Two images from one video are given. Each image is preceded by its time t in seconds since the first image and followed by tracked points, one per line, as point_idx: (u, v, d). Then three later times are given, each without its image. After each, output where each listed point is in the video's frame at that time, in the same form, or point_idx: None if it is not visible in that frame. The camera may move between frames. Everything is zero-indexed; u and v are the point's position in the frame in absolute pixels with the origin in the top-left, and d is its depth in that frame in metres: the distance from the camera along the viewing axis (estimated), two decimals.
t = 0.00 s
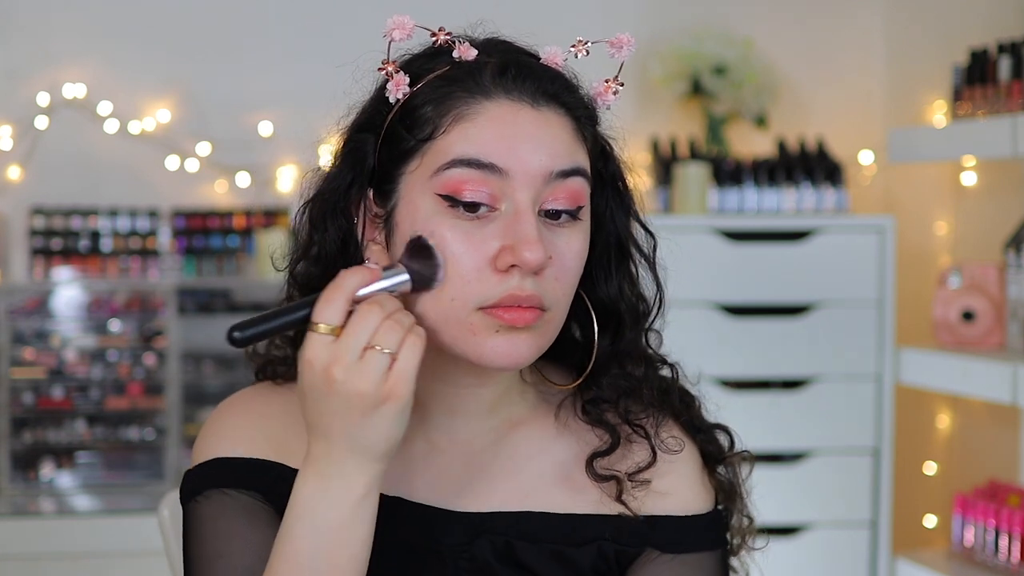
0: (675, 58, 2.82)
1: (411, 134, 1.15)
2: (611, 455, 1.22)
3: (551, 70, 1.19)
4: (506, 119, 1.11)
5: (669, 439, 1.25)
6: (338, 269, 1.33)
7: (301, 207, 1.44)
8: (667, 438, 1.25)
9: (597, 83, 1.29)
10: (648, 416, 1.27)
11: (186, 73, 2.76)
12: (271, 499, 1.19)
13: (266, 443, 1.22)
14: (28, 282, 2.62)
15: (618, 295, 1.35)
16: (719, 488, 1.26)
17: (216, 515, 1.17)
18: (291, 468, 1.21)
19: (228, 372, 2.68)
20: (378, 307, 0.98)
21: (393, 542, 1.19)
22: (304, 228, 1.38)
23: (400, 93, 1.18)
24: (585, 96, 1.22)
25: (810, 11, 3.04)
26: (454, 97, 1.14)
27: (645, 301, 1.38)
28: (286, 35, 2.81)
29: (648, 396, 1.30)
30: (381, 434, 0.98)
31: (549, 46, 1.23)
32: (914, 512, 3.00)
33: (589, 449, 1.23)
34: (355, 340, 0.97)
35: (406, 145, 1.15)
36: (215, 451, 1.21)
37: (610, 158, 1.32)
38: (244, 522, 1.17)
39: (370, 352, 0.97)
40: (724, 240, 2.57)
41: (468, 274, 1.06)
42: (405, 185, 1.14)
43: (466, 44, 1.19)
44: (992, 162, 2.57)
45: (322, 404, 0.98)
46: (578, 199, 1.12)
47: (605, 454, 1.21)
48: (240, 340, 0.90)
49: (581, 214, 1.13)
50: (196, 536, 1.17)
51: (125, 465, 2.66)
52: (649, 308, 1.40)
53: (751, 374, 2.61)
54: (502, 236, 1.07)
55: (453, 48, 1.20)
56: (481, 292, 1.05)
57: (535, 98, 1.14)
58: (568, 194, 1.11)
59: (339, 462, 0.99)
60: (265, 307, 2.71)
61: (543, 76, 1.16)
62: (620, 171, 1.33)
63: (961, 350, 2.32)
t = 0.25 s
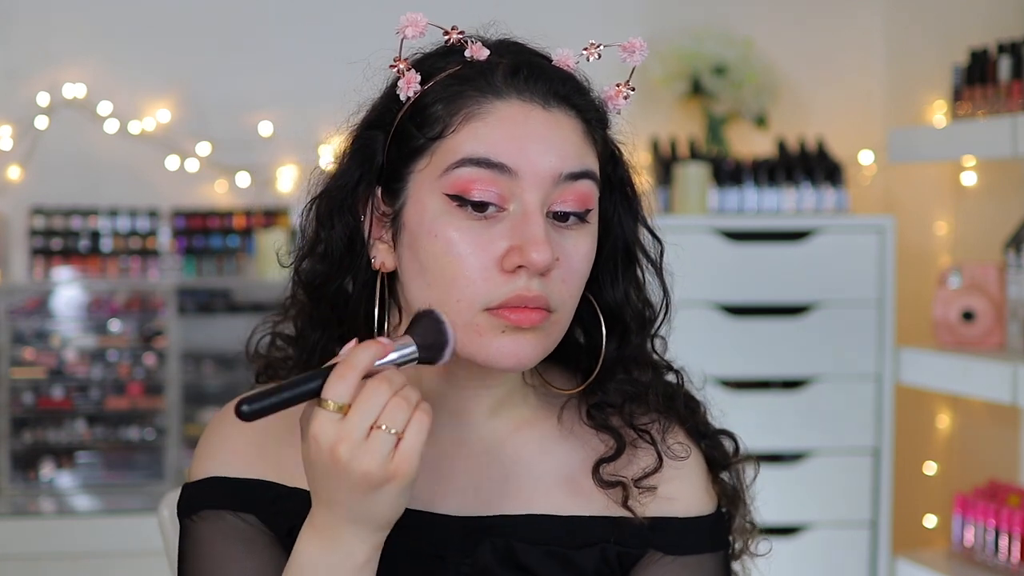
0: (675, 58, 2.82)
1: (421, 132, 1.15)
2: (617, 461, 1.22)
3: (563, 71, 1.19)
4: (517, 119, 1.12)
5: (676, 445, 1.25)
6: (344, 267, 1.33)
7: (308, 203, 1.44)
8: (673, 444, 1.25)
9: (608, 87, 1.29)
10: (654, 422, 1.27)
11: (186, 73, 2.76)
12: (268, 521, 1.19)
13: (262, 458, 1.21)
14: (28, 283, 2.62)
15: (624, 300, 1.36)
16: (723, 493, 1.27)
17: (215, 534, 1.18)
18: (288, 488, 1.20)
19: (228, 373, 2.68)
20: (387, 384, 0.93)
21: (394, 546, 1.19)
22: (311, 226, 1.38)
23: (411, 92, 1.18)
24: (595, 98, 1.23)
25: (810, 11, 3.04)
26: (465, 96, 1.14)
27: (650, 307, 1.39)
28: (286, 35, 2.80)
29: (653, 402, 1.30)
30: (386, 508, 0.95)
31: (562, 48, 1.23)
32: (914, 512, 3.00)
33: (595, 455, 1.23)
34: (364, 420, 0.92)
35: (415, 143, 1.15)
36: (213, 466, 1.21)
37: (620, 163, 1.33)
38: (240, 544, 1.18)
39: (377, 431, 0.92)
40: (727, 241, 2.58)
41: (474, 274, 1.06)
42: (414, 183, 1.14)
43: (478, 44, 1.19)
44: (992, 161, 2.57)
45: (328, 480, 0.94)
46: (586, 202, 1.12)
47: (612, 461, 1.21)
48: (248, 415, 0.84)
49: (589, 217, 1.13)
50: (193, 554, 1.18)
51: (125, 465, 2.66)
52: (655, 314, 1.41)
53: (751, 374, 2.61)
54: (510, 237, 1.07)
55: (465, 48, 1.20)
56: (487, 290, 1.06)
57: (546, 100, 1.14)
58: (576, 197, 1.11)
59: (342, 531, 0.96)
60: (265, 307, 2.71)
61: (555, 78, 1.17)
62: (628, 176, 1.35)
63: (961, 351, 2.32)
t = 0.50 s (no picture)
0: (675, 58, 2.82)
1: (422, 131, 1.15)
2: (616, 465, 1.22)
3: (566, 75, 1.19)
4: (519, 120, 1.12)
5: (676, 449, 1.25)
6: (343, 264, 1.34)
7: (308, 200, 1.44)
8: (673, 448, 1.25)
9: (611, 89, 1.29)
10: (654, 425, 1.27)
11: (186, 73, 2.76)
12: (268, 515, 1.19)
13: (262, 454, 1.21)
14: (28, 283, 2.62)
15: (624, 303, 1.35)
16: (723, 496, 1.27)
17: (215, 528, 1.17)
18: (288, 482, 1.20)
19: (228, 373, 2.68)
20: (418, 385, 0.90)
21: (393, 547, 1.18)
22: (311, 223, 1.38)
23: (413, 90, 1.18)
24: (598, 101, 1.23)
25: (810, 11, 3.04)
26: (467, 96, 1.14)
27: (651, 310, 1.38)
28: (287, 34, 2.81)
29: (654, 406, 1.29)
30: (408, 504, 0.94)
31: (566, 51, 1.23)
32: (914, 512, 3.00)
33: (595, 460, 1.23)
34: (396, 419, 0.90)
35: (415, 142, 1.15)
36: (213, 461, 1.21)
37: (621, 166, 1.32)
38: (240, 536, 1.17)
39: (409, 432, 0.90)
40: (728, 241, 2.58)
41: (472, 274, 1.06)
42: (414, 182, 1.14)
43: (481, 44, 1.19)
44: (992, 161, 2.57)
45: (354, 476, 0.91)
46: (586, 205, 1.12)
47: (611, 465, 1.21)
48: (283, 420, 0.79)
49: (588, 220, 1.13)
50: (192, 548, 1.18)
51: (125, 465, 2.66)
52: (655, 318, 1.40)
53: (751, 374, 2.61)
54: (508, 239, 1.07)
55: (468, 48, 1.20)
56: (485, 291, 1.05)
57: (549, 101, 1.14)
58: (576, 200, 1.11)
59: (361, 529, 0.95)
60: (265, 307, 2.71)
61: (557, 79, 1.17)
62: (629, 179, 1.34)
63: (960, 351, 2.32)
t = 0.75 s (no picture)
0: (675, 58, 2.82)
1: (427, 133, 1.15)
2: (617, 465, 1.22)
3: (569, 77, 1.19)
4: (523, 122, 1.11)
5: (676, 450, 1.24)
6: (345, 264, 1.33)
7: (311, 201, 1.44)
8: (674, 449, 1.24)
9: (615, 92, 1.29)
10: (654, 426, 1.27)
11: (186, 73, 2.76)
12: (274, 500, 1.19)
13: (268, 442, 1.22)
14: (28, 283, 2.62)
15: (626, 304, 1.36)
16: (723, 496, 1.26)
17: (219, 513, 1.17)
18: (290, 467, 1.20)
19: (228, 373, 2.68)
20: (380, 298, 0.99)
21: (395, 546, 1.19)
22: (314, 224, 1.38)
23: (417, 91, 1.18)
24: (602, 103, 1.22)
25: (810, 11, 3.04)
26: (472, 98, 1.14)
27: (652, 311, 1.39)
28: (287, 34, 2.81)
29: (656, 407, 1.30)
30: (384, 426, 0.99)
31: (569, 53, 1.23)
32: (914, 512, 3.00)
33: (596, 460, 1.23)
34: (359, 329, 0.97)
35: (420, 144, 1.15)
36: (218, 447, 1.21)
37: (623, 167, 1.31)
38: (242, 517, 1.17)
39: (372, 342, 0.98)
40: (727, 242, 2.58)
41: (475, 275, 1.06)
42: (418, 183, 1.14)
43: (485, 45, 1.19)
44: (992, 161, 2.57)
45: (324, 396, 0.98)
46: (590, 207, 1.12)
47: (611, 465, 1.21)
48: (240, 337, 0.90)
49: (592, 223, 1.13)
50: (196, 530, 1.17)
51: (125, 465, 2.66)
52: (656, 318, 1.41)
53: (751, 374, 2.61)
54: (512, 241, 1.07)
55: (473, 49, 1.20)
56: (488, 294, 1.05)
57: (554, 104, 1.14)
58: (580, 202, 1.11)
59: (342, 458, 0.99)
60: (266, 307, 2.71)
61: (561, 82, 1.17)
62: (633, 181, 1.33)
63: (961, 351, 2.32)
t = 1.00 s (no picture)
0: (675, 58, 2.82)
1: (438, 128, 1.15)
2: (621, 473, 1.22)
3: (583, 79, 1.19)
4: (537, 122, 1.11)
5: (682, 459, 1.24)
6: (350, 259, 1.32)
7: (318, 193, 1.44)
8: (679, 458, 1.24)
9: (628, 98, 1.29)
10: (659, 434, 1.26)
11: (186, 73, 2.76)
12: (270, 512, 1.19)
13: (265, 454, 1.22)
14: (28, 283, 2.62)
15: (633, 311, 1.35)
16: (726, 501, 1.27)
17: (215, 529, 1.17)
18: (290, 480, 1.20)
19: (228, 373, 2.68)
20: (376, 333, 0.99)
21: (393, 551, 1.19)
22: (322, 217, 1.38)
23: (430, 87, 1.18)
24: (614, 108, 1.22)
25: (810, 11, 3.04)
26: (486, 96, 1.14)
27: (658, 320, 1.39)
28: (287, 34, 2.81)
29: (660, 412, 1.30)
30: (381, 459, 0.99)
31: (583, 58, 1.23)
32: (914, 512, 3.00)
33: (601, 468, 1.23)
34: (358, 364, 0.98)
35: (430, 139, 1.15)
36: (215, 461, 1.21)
37: (631, 176, 1.33)
38: (239, 532, 1.17)
39: (369, 376, 0.98)
40: (727, 241, 2.58)
41: (480, 272, 1.06)
42: (427, 178, 1.14)
43: (501, 45, 1.19)
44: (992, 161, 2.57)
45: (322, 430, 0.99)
46: (597, 210, 1.12)
47: (616, 473, 1.21)
48: (242, 374, 0.90)
49: (600, 226, 1.13)
50: (193, 542, 1.17)
51: (125, 465, 2.66)
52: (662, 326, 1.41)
53: (751, 374, 2.61)
54: (519, 241, 1.07)
55: (489, 47, 1.20)
56: (492, 292, 1.05)
57: (567, 105, 1.14)
58: (588, 205, 1.11)
59: (340, 491, 1.00)
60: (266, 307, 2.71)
61: (575, 83, 1.17)
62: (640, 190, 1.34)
63: (961, 351, 2.32)
